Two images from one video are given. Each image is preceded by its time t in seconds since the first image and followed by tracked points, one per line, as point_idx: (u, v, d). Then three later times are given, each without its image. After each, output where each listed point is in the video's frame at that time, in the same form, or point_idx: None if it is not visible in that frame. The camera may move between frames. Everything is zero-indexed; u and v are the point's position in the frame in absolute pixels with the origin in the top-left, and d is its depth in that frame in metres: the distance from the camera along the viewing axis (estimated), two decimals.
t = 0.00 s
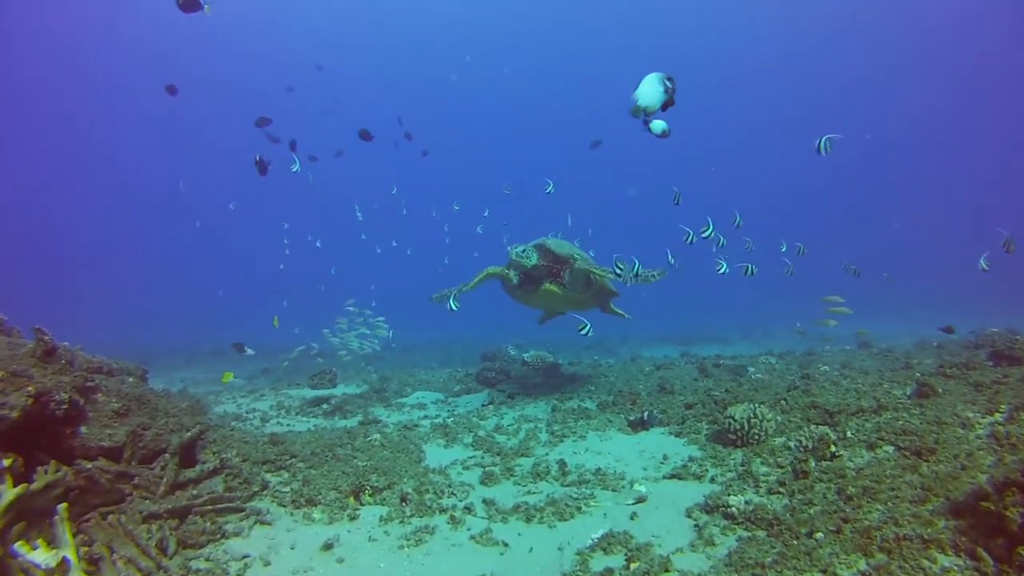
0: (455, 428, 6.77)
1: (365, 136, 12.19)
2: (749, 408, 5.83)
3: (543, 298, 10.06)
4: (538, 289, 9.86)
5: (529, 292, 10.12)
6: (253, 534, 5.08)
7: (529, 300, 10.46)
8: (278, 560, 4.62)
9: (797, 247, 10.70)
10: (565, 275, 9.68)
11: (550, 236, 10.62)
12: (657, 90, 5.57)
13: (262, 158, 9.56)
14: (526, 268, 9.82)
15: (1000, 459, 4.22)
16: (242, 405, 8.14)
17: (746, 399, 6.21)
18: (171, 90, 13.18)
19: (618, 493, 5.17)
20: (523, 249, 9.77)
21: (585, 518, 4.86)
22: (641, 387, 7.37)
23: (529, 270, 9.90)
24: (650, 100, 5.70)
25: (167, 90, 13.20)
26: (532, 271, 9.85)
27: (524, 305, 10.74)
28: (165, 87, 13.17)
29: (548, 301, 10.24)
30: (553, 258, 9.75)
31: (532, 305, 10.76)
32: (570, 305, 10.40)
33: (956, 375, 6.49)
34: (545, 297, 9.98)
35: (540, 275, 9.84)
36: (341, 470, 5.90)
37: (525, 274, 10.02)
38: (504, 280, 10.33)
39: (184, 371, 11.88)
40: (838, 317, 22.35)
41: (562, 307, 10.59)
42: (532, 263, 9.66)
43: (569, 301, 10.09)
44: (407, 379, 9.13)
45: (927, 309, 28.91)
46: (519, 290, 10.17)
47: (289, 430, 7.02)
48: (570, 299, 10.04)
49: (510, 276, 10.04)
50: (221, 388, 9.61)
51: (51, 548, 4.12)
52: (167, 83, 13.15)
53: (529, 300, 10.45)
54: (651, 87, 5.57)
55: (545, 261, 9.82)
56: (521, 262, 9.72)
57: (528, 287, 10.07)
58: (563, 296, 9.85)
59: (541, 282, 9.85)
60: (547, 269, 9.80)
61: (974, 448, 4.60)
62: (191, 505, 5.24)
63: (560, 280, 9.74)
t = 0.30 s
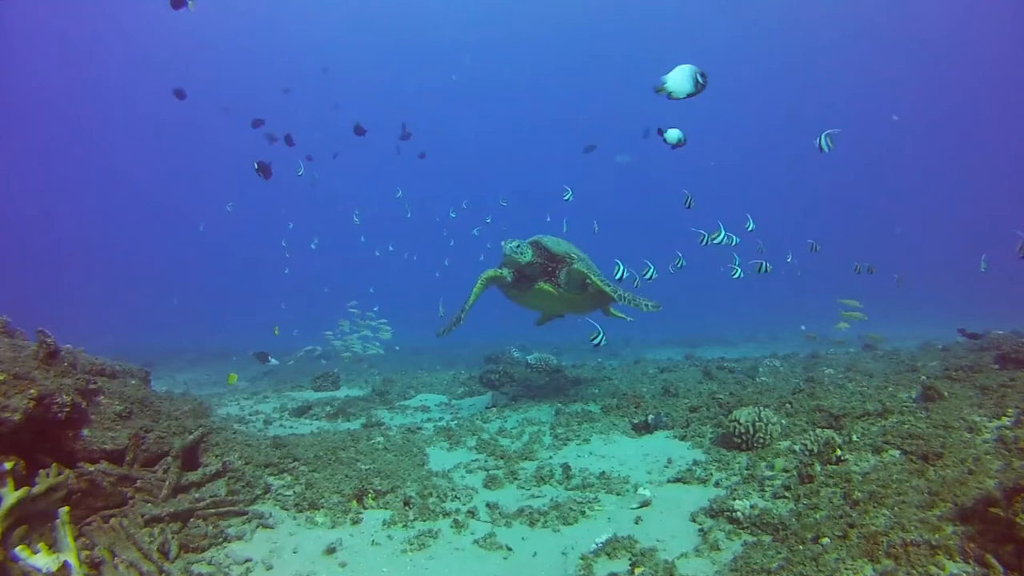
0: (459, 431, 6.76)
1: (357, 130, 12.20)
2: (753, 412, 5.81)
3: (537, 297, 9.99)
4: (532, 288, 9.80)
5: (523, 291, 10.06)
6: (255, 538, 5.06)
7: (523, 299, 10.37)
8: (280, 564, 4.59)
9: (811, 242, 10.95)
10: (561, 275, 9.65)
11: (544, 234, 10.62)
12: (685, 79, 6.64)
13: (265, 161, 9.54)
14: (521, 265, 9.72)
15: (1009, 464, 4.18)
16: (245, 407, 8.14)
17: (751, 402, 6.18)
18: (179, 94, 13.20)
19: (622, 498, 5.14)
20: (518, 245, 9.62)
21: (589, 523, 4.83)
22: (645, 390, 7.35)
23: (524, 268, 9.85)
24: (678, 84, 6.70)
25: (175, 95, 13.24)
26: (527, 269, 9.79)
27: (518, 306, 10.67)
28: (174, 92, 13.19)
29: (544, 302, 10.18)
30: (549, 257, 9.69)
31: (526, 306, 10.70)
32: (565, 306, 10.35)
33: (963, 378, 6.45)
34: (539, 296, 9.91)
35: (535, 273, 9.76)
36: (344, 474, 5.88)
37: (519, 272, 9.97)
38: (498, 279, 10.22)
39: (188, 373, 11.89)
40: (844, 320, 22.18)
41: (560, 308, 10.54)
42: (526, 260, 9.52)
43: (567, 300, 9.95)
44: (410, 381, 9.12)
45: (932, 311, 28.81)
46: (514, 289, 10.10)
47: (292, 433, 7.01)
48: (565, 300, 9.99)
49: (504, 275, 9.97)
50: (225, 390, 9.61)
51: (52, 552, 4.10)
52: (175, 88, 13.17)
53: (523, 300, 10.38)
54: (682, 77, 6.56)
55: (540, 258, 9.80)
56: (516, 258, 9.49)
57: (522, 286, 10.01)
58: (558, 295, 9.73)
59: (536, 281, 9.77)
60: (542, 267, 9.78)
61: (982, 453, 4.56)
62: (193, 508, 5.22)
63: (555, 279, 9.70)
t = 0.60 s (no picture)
0: (466, 432, 6.75)
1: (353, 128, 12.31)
2: (761, 413, 5.79)
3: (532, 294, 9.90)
4: (527, 282, 9.70)
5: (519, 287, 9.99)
6: (262, 538, 5.06)
7: (518, 296, 10.29)
8: (288, 565, 4.58)
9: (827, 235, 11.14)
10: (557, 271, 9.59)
11: (542, 229, 10.59)
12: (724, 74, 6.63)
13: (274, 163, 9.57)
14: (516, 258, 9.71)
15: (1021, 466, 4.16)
16: (251, 407, 8.14)
17: (758, 403, 6.16)
18: (188, 95, 13.24)
19: (630, 499, 5.13)
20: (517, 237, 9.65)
21: (597, 524, 4.82)
22: (652, 390, 7.34)
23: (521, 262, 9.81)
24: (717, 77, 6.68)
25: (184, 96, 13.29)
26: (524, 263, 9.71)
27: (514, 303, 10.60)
28: (183, 94, 13.23)
29: (540, 300, 10.10)
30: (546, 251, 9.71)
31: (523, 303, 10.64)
32: (562, 304, 10.28)
33: (971, 380, 6.42)
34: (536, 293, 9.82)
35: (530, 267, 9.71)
36: (351, 474, 5.87)
37: (515, 267, 9.86)
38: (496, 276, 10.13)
39: (194, 373, 11.91)
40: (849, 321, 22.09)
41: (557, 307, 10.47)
42: (523, 251, 9.60)
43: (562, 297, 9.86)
44: (416, 381, 9.12)
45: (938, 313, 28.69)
46: (510, 285, 10.01)
47: (298, 433, 7.01)
48: (561, 297, 9.91)
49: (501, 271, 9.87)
50: (231, 390, 9.62)
51: (59, 552, 4.10)
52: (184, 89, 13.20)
53: (519, 297, 10.31)
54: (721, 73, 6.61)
55: (537, 252, 9.75)
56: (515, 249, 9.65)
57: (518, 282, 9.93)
58: (554, 291, 9.64)
59: (531, 275, 9.69)
60: (539, 262, 9.74)
61: (993, 455, 4.53)
62: (200, 509, 5.22)
63: (551, 275, 9.64)
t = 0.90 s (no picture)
0: (473, 437, 6.75)
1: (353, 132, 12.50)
2: (770, 419, 5.77)
3: (530, 296, 9.83)
4: (526, 283, 9.67)
5: (516, 288, 9.93)
6: (270, 544, 5.06)
7: (517, 300, 10.27)
8: (296, 572, 4.57)
9: (848, 238, 11.22)
10: (557, 272, 9.54)
11: (537, 229, 10.46)
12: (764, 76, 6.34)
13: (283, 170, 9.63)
14: (515, 258, 9.66)
15: None
16: (258, 412, 8.15)
17: (767, 408, 6.13)
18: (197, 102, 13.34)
19: (639, 505, 5.11)
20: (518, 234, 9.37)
21: (606, 531, 4.80)
22: (660, 396, 7.32)
23: (520, 262, 9.73)
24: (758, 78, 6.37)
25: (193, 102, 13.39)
26: (523, 263, 9.68)
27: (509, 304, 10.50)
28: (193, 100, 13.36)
29: (537, 302, 10.02)
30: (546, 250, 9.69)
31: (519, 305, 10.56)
32: (562, 307, 10.24)
33: (981, 385, 6.38)
34: (534, 294, 9.74)
35: (529, 266, 9.69)
36: (359, 481, 5.87)
37: (513, 268, 9.80)
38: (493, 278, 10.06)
39: (201, 378, 11.93)
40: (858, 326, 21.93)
41: (556, 310, 10.44)
42: (523, 249, 9.46)
43: (559, 299, 9.82)
44: (423, 386, 9.12)
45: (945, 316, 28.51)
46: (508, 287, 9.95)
47: (306, 439, 7.01)
48: (560, 299, 9.85)
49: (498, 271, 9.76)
50: (238, 395, 9.63)
51: (68, 559, 4.09)
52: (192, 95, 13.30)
53: (517, 299, 10.22)
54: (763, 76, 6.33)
55: (536, 252, 9.72)
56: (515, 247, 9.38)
57: (517, 283, 9.87)
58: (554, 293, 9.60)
59: (529, 275, 9.69)
60: (539, 262, 9.70)
61: (1005, 463, 4.50)
62: (207, 515, 5.21)
63: (550, 275, 9.59)
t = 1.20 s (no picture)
0: (476, 440, 6.75)
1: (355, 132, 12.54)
2: (773, 423, 5.76)
3: (525, 296, 9.76)
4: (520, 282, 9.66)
5: (510, 289, 9.87)
6: (272, 546, 5.06)
7: (511, 302, 10.26)
8: (298, 574, 4.56)
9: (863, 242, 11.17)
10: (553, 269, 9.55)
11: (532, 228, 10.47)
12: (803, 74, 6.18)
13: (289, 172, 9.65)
14: (509, 257, 9.67)
15: None
16: (262, 414, 8.16)
17: (771, 413, 6.13)
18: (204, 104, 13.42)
19: (641, 509, 5.11)
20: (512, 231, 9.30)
21: (609, 535, 4.79)
22: (663, 400, 7.31)
23: (514, 261, 9.72)
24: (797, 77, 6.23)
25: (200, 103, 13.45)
26: (517, 262, 9.67)
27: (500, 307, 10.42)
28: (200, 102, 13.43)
29: (531, 303, 9.95)
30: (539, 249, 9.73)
31: (510, 307, 10.50)
32: (557, 308, 10.22)
33: (986, 391, 6.35)
34: (528, 295, 9.70)
35: (524, 265, 9.68)
36: (361, 483, 5.87)
37: (507, 268, 9.80)
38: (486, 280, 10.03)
39: (204, 378, 11.96)
40: (861, 330, 21.82)
41: (549, 312, 10.44)
42: (518, 248, 9.41)
43: (553, 300, 9.79)
44: (426, 388, 9.12)
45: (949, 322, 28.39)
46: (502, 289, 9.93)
47: (309, 440, 7.02)
48: (555, 300, 9.81)
49: (492, 271, 9.69)
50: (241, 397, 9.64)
51: (71, 559, 4.09)
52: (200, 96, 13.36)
53: (511, 302, 10.19)
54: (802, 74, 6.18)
55: (530, 251, 9.71)
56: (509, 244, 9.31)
57: (511, 284, 9.82)
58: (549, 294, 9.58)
59: (524, 275, 9.68)
60: (534, 261, 9.70)
61: (1010, 469, 4.48)
62: (210, 517, 5.21)
63: (546, 274, 9.58)
